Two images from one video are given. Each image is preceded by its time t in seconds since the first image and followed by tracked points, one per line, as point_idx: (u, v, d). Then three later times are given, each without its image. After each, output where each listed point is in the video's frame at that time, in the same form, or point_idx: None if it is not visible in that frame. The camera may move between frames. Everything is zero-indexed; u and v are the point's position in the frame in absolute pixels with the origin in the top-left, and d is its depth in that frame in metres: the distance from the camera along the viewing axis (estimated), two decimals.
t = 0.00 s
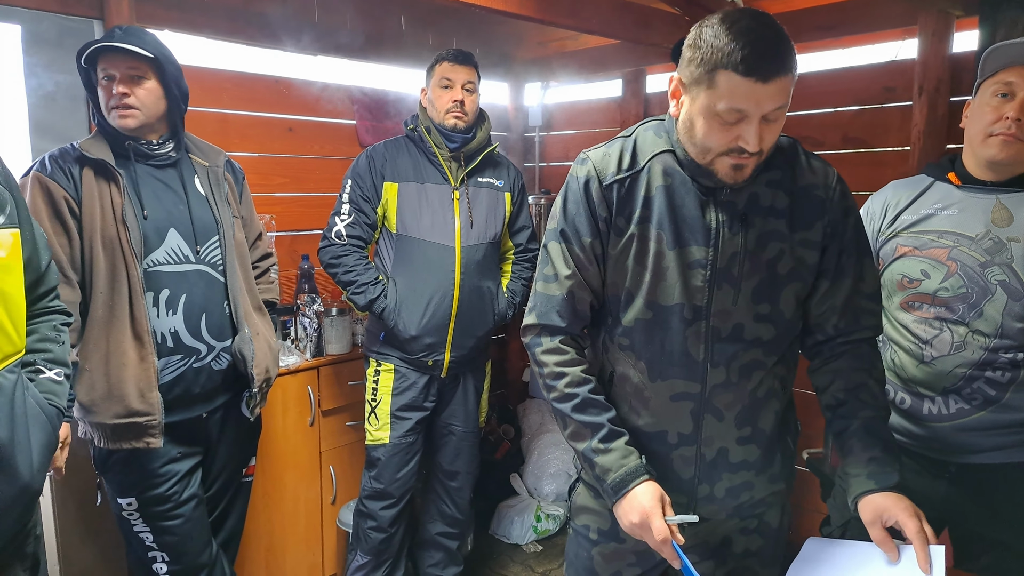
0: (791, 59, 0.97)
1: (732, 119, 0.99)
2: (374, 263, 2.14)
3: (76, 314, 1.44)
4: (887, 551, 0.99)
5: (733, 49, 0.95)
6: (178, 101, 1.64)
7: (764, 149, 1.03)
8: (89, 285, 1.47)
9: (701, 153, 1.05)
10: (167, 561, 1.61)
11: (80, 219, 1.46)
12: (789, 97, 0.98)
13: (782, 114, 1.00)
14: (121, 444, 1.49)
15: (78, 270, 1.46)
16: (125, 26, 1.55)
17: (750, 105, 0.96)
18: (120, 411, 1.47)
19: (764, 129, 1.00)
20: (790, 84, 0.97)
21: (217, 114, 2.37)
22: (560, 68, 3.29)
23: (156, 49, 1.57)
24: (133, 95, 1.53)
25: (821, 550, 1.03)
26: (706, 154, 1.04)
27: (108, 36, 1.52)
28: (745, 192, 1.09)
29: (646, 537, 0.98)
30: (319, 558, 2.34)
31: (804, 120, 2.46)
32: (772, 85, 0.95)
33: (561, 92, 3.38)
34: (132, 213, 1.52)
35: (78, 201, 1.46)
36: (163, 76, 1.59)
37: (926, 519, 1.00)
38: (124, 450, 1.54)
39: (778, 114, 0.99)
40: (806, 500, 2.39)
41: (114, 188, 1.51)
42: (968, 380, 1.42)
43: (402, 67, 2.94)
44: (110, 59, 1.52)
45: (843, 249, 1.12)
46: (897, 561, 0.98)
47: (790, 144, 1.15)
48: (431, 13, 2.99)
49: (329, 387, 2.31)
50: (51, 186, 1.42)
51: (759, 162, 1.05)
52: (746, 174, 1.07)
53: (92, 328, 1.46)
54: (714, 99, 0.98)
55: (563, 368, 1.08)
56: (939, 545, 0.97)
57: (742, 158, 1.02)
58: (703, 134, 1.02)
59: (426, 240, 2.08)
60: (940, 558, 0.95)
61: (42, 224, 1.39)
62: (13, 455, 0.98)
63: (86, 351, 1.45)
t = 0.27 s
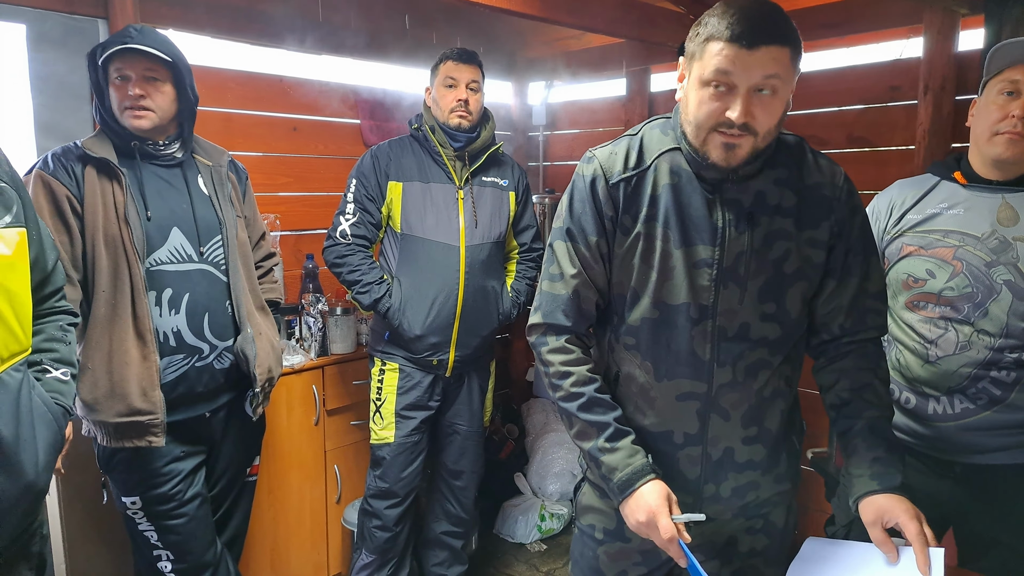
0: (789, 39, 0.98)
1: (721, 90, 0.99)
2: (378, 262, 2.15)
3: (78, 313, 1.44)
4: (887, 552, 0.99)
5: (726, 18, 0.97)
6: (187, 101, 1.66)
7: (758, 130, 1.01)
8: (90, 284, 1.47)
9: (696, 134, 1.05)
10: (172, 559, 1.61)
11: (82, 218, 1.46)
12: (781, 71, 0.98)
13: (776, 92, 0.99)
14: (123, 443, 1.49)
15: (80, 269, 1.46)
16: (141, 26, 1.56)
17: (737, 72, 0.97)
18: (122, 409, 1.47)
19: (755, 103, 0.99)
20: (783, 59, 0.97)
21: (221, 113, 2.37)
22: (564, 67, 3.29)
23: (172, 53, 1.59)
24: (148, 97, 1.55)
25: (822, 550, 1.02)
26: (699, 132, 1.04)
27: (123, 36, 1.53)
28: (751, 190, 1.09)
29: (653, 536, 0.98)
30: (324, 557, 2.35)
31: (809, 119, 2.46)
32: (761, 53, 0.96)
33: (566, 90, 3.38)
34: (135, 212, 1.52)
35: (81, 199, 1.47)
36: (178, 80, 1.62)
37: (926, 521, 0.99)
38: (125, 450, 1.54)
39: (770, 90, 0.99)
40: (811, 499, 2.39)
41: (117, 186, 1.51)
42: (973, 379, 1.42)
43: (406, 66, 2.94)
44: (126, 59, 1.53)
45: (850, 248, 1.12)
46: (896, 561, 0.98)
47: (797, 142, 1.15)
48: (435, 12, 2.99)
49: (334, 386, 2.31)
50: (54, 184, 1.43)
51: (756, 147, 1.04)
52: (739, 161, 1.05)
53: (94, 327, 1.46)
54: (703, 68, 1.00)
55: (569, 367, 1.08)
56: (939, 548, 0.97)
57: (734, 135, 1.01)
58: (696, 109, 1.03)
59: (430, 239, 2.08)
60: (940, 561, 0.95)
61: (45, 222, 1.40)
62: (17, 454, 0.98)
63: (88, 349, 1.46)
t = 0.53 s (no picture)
0: (780, 32, 1.02)
1: (712, 80, 1.03)
2: (381, 261, 2.16)
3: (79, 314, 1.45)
4: (881, 551, 0.99)
5: (717, 13, 1.02)
6: (191, 103, 1.67)
7: (750, 120, 1.03)
8: (92, 285, 1.48)
9: (690, 127, 1.07)
10: (174, 559, 1.63)
11: (83, 220, 1.48)
12: (769, 61, 1.01)
13: (767, 82, 1.02)
14: (124, 442, 1.51)
15: (81, 270, 1.48)
16: (146, 28, 1.58)
17: (725, 61, 1.01)
18: (123, 409, 1.48)
19: (745, 92, 1.02)
20: (771, 50, 1.01)
21: (224, 112, 2.38)
22: (566, 66, 3.30)
23: (177, 56, 1.60)
24: (155, 99, 1.57)
25: (818, 548, 1.03)
26: (693, 124, 1.07)
27: (129, 39, 1.55)
28: (751, 189, 1.10)
29: (654, 534, 0.99)
30: (326, 554, 2.36)
31: (811, 119, 2.46)
32: (748, 43, 1.00)
33: (569, 89, 3.39)
34: (135, 215, 1.53)
35: (82, 201, 1.48)
36: (182, 83, 1.64)
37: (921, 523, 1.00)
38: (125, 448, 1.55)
39: (761, 79, 1.01)
40: (811, 498, 2.40)
41: (117, 189, 1.52)
42: (972, 379, 1.42)
43: (409, 65, 2.95)
44: (134, 62, 1.56)
45: (850, 248, 1.13)
46: (891, 561, 0.98)
47: (798, 142, 1.15)
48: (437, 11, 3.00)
49: (336, 385, 2.32)
50: (55, 186, 1.44)
51: (749, 140, 1.05)
52: (732, 154, 1.06)
53: (95, 328, 1.47)
54: (695, 60, 1.04)
55: (570, 366, 1.09)
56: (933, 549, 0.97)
57: (725, 125, 1.03)
58: (689, 101, 1.06)
59: (432, 238, 2.09)
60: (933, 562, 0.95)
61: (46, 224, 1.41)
62: (24, 449, 0.99)
63: (89, 350, 1.47)
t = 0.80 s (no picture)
0: (773, 32, 1.03)
1: (705, 80, 1.04)
2: (382, 261, 2.16)
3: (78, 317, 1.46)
4: (875, 552, 0.99)
5: (710, 15, 1.03)
6: (192, 106, 1.69)
7: (744, 119, 1.04)
8: (91, 287, 1.49)
9: (685, 127, 1.08)
10: (172, 560, 1.64)
11: (82, 223, 1.48)
12: (761, 60, 1.02)
13: (760, 81, 1.03)
14: (124, 443, 1.51)
15: (80, 273, 1.48)
16: (147, 30, 1.59)
17: (717, 61, 1.02)
18: (122, 411, 1.49)
19: (738, 91, 1.02)
20: (763, 49, 1.01)
21: (225, 113, 2.38)
22: (567, 66, 3.30)
23: (178, 59, 1.61)
24: (157, 102, 1.59)
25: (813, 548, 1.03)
26: (687, 124, 1.07)
27: (130, 42, 1.56)
28: (749, 190, 1.10)
29: (652, 533, 1.00)
30: (328, 554, 2.38)
31: (811, 119, 2.46)
32: (740, 42, 1.00)
33: (570, 89, 3.39)
34: (133, 218, 1.54)
35: (80, 204, 1.48)
36: (183, 85, 1.65)
37: (915, 524, 1.00)
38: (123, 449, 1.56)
39: (754, 79, 1.02)
40: (811, 497, 2.40)
41: (116, 192, 1.53)
42: (970, 380, 1.43)
43: (410, 65, 2.95)
44: (136, 66, 1.56)
45: (847, 249, 1.14)
46: (884, 561, 0.98)
47: (796, 142, 1.16)
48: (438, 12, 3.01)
49: (338, 384, 2.33)
50: (54, 189, 1.45)
51: (745, 138, 1.06)
52: (727, 153, 1.07)
53: (94, 331, 1.48)
54: (689, 61, 1.05)
55: (570, 367, 1.10)
56: (926, 551, 0.97)
57: (719, 123, 1.04)
58: (684, 102, 1.07)
59: (433, 238, 2.10)
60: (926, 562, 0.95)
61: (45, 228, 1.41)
62: (26, 449, 1.00)
63: (88, 352, 1.48)
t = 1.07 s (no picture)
0: (764, 32, 1.04)
1: (698, 78, 1.05)
2: (382, 261, 2.18)
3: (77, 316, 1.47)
4: (867, 550, 1.01)
5: (702, 15, 1.06)
6: (193, 108, 1.70)
7: (736, 116, 1.05)
8: (89, 287, 1.50)
9: (679, 126, 1.09)
10: (174, 556, 1.65)
11: (81, 223, 1.50)
12: (753, 58, 1.03)
13: (752, 79, 1.04)
14: (121, 443, 1.53)
15: (80, 273, 1.50)
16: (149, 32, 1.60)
17: (709, 58, 1.03)
18: (118, 411, 1.51)
19: (730, 89, 1.04)
20: (754, 48, 1.03)
21: (227, 113, 2.39)
22: (567, 66, 3.31)
23: (180, 61, 1.63)
24: (159, 105, 1.60)
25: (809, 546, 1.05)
26: (681, 123, 1.09)
27: (133, 44, 1.57)
28: (744, 191, 1.11)
29: (648, 531, 1.01)
30: (329, 552, 2.39)
31: (810, 119, 2.47)
32: (732, 40, 1.02)
33: (570, 89, 3.39)
34: (131, 218, 1.55)
35: (79, 204, 1.50)
36: (184, 87, 1.67)
37: (906, 522, 1.01)
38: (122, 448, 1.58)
39: (746, 76, 1.04)
40: (810, 496, 2.41)
41: (114, 193, 1.54)
42: (963, 380, 1.44)
43: (411, 66, 2.97)
44: (139, 68, 1.58)
45: (841, 250, 1.15)
46: (876, 559, 1.00)
47: (791, 143, 1.17)
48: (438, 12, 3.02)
49: (339, 384, 2.35)
50: (53, 189, 1.46)
51: (737, 136, 1.07)
52: (720, 151, 1.08)
53: (92, 330, 1.49)
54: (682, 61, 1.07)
55: (568, 367, 1.11)
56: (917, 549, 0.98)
57: (712, 120, 1.05)
58: (677, 101, 1.09)
59: (433, 239, 2.11)
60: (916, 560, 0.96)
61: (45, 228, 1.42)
62: (29, 449, 1.02)
63: (87, 350, 1.49)
